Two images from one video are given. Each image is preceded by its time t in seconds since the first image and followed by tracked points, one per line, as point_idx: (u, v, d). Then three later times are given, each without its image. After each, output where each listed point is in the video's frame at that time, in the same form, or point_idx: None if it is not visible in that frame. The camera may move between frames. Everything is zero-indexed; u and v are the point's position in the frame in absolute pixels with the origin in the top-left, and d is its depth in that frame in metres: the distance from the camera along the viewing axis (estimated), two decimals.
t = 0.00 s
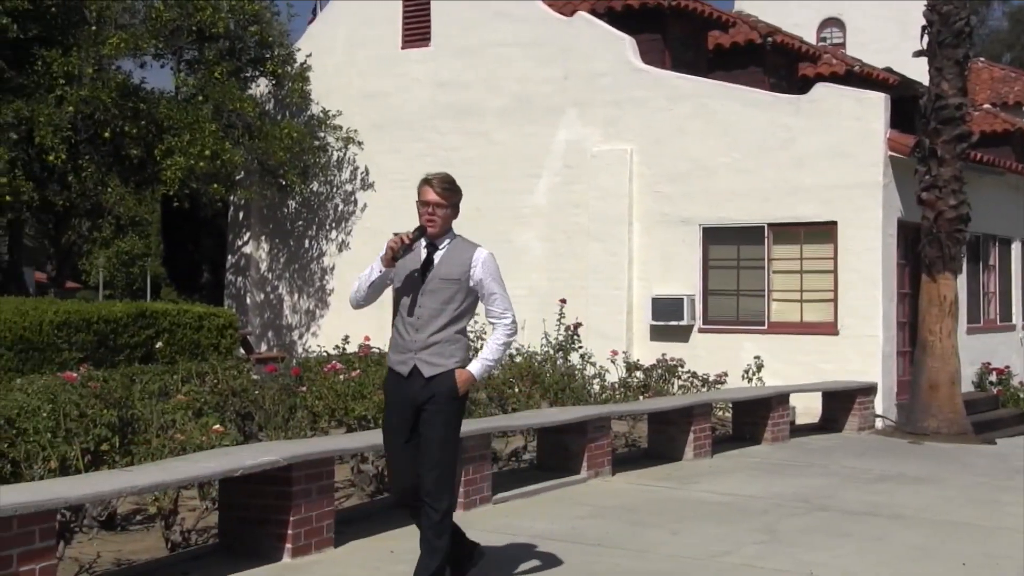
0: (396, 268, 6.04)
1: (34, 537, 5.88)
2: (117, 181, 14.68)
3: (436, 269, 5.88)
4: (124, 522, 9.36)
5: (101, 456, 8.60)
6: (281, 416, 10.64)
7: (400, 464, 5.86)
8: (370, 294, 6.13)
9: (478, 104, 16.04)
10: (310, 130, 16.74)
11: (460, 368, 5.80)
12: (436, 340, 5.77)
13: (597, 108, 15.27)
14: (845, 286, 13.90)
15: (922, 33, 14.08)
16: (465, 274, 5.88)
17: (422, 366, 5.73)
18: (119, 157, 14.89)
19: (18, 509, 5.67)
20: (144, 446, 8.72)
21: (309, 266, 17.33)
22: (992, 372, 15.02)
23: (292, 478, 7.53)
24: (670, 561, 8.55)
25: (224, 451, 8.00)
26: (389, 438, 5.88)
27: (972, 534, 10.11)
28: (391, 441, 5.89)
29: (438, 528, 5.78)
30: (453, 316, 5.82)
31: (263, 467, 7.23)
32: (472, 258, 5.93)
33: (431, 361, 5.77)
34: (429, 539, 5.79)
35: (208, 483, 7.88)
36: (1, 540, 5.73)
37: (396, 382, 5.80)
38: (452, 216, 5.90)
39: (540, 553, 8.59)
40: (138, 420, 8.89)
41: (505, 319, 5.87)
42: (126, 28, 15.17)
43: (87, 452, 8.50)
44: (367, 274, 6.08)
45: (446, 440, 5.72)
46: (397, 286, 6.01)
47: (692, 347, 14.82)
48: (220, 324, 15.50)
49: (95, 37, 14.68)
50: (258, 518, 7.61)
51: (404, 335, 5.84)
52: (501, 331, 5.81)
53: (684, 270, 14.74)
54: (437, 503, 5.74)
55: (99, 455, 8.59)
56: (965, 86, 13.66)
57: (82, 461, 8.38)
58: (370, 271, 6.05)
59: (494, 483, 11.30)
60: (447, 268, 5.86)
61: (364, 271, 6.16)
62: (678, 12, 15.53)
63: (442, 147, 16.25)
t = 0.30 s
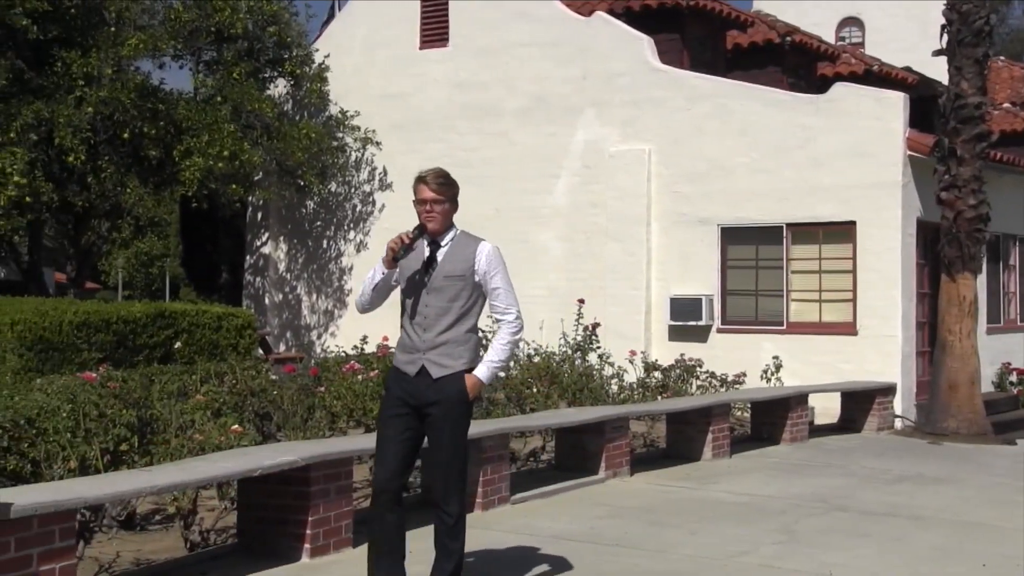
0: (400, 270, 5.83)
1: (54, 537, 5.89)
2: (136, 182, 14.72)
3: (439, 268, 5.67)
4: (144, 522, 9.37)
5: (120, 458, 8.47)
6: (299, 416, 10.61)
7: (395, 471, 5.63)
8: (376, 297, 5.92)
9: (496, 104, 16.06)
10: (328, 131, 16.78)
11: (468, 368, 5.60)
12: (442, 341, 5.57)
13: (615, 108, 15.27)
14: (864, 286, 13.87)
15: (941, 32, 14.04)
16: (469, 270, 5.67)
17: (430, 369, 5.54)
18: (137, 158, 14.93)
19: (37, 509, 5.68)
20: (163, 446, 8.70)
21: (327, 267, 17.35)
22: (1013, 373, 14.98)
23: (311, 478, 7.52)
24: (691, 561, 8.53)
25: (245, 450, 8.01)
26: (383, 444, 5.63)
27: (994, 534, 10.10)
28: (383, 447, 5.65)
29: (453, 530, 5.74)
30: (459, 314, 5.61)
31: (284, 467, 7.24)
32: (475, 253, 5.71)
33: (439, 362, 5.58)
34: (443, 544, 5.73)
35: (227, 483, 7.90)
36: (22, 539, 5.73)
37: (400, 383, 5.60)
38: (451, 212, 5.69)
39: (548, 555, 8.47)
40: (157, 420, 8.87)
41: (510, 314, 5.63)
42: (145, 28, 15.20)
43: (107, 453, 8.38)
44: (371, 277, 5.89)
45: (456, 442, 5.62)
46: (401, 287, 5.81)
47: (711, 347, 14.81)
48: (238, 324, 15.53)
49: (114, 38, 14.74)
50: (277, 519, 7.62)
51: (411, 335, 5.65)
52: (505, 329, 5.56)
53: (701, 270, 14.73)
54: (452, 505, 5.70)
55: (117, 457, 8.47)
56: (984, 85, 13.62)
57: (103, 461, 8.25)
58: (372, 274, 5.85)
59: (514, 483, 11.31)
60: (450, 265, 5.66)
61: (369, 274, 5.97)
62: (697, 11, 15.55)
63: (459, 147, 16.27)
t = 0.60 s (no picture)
0: (395, 274, 5.66)
1: (72, 536, 5.90)
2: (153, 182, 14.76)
3: (438, 270, 5.53)
4: (161, 521, 9.39)
5: (137, 457, 8.51)
6: (316, 416, 10.61)
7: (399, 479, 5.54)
8: (371, 303, 5.71)
9: (513, 104, 16.07)
10: (344, 131, 16.81)
11: (471, 372, 5.51)
12: (446, 346, 5.46)
13: (631, 108, 15.25)
14: (881, 286, 13.82)
15: (959, 31, 13.97)
16: (467, 271, 5.55)
17: (435, 375, 5.43)
18: (154, 158, 14.97)
19: (55, 509, 5.69)
20: (180, 447, 8.72)
21: (343, 266, 17.36)
22: None
23: (327, 478, 7.53)
24: (709, 562, 8.51)
25: (262, 450, 8.03)
26: (385, 452, 5.54)
27: (1014, 535, 10.05)
28: (385, 454, 5.55)
29: (465, 534, 5.64)
30: (460, 318, 5.51)
31: (300, 467, 7.24)
32: (472, 254, 5.60)
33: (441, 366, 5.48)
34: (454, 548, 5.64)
35: (243, 482, 7.92)
36: (40, 539, 5.74)
37: (402, 390, 5.48)
38: (444, 213, 5.58)
39: (544, 559, 8.31)
40: (173, 420, 8.87)
41: (509, 315, 5.52)
42: (163, 29, 15.24)
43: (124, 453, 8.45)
44: (366, 281, 5.67)
45: (461, 446, 5.52)
46: (397, 290, 5.64)
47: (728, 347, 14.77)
48: (255, 324, 15.57)
49: (131, 38, 14.80)
50: (293, 518, 7.63)
51: (411, 340, 5.52)
52: (506, 330, 5.45)
53: (718, 270, 14.69)
54: (461, 510, 5.60)
55: (135, 457, 8.51)
56: (1003, 84, 13.55)
57: (121, 460, 8.28)
58: (367, 278, 5.65)
59: (530, 483, 11.31)
60: (448, 267, 5.53)
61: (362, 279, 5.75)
62: (713, 11, 15.53)
63: (475, 147, 16.28)
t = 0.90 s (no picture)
0: (384, 273, 5.45)
1: (95, 535, 5.93)
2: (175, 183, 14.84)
3: (431, 267, 5.43)
4: (183, 520, 9.43)
5: (159, 457, 8.55)
6: (335, 416, 10.63)
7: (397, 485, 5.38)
8: (360, 304, 5.46)
9: (534, 104, 16.06)
10: (365, 131, 16.86)
11: (467, 368, 5.43)
12: (443, 343, 5.37)
13: (652, 108, 15.21)
14: (904, 286, 13.74)
15: (983, 29, 13.87)
16: (458, 266, 5.49)
17: (435, 372, 5.32)
18: (177, 159, 15.05)
19: (79, 508, 5.72)
20: (202, 446, 8.77)
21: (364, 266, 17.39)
22: None
23: (346, 478, 7.55)
24: (727, 563, 8.47)
25: (279, 450, 8.06)
26: (381, 458, 5.39)
27: None
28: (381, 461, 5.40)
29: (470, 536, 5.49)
30: (454, 313, 5.43)
31: (318, 468, 7.27)
32: (461, 248, 5.54)
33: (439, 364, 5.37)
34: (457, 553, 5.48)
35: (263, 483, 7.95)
36: (64, 538, 5.78)
37: (397, 391, 5.33)
38: (430, 208, 5.48)
39: (541, 562, 8.18)
40: (195, 420, 8.92)
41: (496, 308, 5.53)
42: (184, 31, 15.33)
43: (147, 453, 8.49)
44: (358, 280, 5.42)
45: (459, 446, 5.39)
46: (386, 289, 5.46)
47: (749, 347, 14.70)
48: (276, 325, 15.63)
49: (153, 41, 14.89)
50: (313, 518, 7.65)
51: (405, 338, 5.39)
52: (495, 326, 5.42)
53: (740, 270, 14.62)
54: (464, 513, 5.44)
55: (156, 457, 8.56)
56: None
57: (142, 460, 8.36)
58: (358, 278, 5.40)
59: (549, 483, 11.30)
60: (440, 261, 5.45)
61: (347, 281, 5.48)
62: (734, 10, 15.48)
63: (496, 147, 16.29)
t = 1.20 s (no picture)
0: (387, 271, 5.32)
1: (121, 535, 5.92)
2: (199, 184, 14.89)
3: (436, 265, 5.35)
4: (207, 520, 9.40)
5: (184, 457, 8.56)
6: (359, 416, 10.65)
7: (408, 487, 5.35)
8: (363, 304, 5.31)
9: (557, 104, 16.06)
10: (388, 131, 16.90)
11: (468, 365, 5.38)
12: (446, 340, 5.30)
13: (675, 107, 15.19)
14: (929, 286, 13.67)
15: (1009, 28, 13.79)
16: (459, 264, 5.43)
17: (440, 370, 5.24)
18: (201, 160, 15.11)
19: (105, 506, 5.72)
20: (226, 446, 8.79)
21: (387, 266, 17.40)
22: None
23: (373, 479, 7.55)
24: (754, 564, 8.44)
25: (304, 450, 8.06)
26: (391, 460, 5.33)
27: None
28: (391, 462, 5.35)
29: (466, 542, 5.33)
30: (457, 312, 5.37)
31: (342, 468, 7.29)
32: (461, 246, 5.48)
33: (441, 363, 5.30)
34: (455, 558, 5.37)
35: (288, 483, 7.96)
36: (90, 536, 5.77)
37: (402, 391, 5.23)
38: (431, 203, 5.39)
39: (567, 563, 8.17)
40: (219, 420, 8.93)
41: (492, 307, 5.54)
42: (208, 31, 15.41)
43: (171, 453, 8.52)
44: (362, 278, 5.27)
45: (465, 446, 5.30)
46: (388, 289, 5.33)
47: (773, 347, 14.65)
48: (300, 325, 15.67)
49: (177, 41, 14.95)
50: (340, 519, 7.66)
51: (408, 337, 5.29)
52: (493, 323, 5.48)
53: (764, 270, 14.59)
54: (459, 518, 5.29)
55: (180, 457, 8.58)
56: None
57: (167, 460, 8.36)
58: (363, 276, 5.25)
59: (574, 483, 11.30)
60: (443, 259, 5.37)
61: (349, 278, 5.33)
62: (757, 9, 15.46)
63: (519, 147, 16.30)
